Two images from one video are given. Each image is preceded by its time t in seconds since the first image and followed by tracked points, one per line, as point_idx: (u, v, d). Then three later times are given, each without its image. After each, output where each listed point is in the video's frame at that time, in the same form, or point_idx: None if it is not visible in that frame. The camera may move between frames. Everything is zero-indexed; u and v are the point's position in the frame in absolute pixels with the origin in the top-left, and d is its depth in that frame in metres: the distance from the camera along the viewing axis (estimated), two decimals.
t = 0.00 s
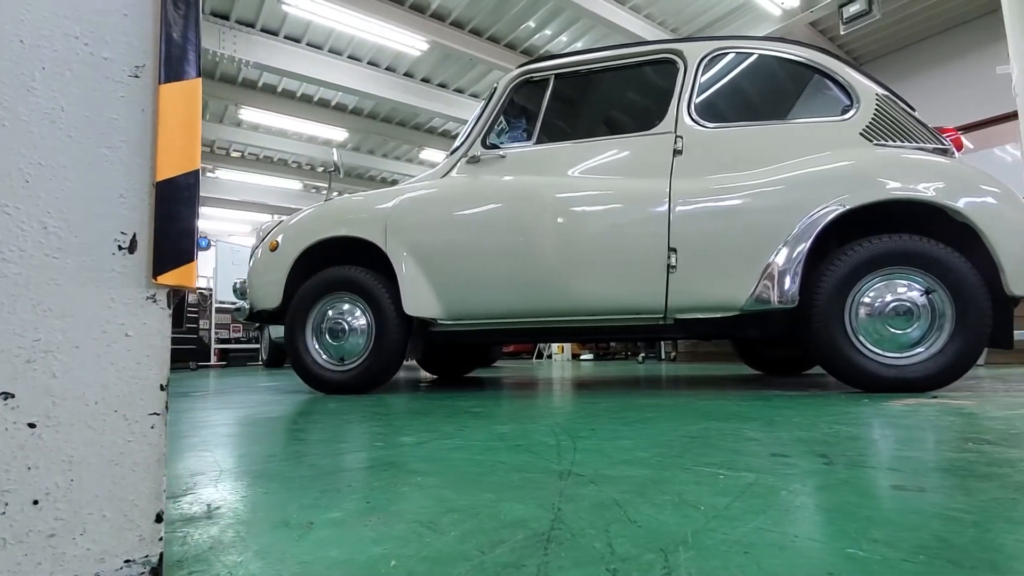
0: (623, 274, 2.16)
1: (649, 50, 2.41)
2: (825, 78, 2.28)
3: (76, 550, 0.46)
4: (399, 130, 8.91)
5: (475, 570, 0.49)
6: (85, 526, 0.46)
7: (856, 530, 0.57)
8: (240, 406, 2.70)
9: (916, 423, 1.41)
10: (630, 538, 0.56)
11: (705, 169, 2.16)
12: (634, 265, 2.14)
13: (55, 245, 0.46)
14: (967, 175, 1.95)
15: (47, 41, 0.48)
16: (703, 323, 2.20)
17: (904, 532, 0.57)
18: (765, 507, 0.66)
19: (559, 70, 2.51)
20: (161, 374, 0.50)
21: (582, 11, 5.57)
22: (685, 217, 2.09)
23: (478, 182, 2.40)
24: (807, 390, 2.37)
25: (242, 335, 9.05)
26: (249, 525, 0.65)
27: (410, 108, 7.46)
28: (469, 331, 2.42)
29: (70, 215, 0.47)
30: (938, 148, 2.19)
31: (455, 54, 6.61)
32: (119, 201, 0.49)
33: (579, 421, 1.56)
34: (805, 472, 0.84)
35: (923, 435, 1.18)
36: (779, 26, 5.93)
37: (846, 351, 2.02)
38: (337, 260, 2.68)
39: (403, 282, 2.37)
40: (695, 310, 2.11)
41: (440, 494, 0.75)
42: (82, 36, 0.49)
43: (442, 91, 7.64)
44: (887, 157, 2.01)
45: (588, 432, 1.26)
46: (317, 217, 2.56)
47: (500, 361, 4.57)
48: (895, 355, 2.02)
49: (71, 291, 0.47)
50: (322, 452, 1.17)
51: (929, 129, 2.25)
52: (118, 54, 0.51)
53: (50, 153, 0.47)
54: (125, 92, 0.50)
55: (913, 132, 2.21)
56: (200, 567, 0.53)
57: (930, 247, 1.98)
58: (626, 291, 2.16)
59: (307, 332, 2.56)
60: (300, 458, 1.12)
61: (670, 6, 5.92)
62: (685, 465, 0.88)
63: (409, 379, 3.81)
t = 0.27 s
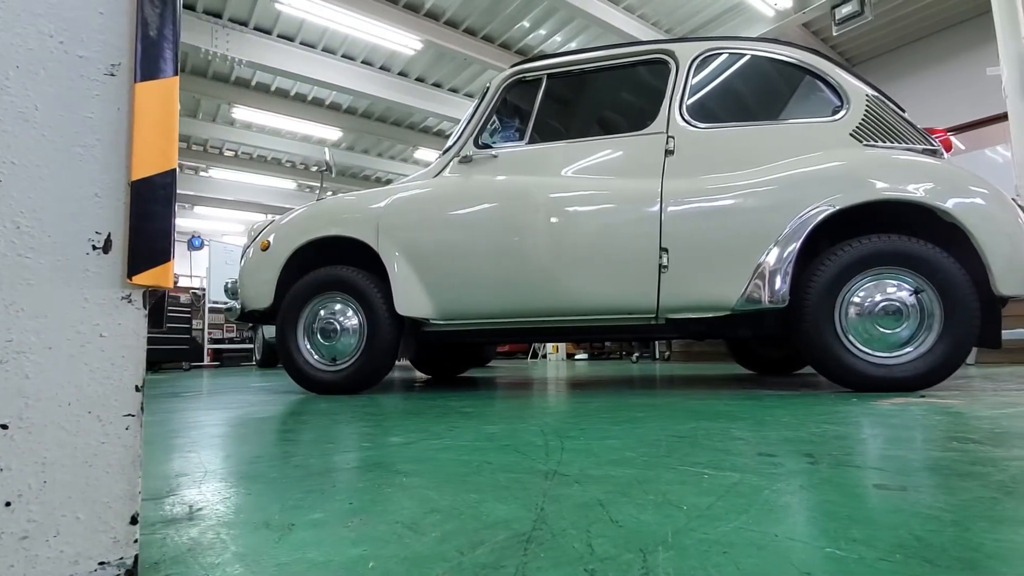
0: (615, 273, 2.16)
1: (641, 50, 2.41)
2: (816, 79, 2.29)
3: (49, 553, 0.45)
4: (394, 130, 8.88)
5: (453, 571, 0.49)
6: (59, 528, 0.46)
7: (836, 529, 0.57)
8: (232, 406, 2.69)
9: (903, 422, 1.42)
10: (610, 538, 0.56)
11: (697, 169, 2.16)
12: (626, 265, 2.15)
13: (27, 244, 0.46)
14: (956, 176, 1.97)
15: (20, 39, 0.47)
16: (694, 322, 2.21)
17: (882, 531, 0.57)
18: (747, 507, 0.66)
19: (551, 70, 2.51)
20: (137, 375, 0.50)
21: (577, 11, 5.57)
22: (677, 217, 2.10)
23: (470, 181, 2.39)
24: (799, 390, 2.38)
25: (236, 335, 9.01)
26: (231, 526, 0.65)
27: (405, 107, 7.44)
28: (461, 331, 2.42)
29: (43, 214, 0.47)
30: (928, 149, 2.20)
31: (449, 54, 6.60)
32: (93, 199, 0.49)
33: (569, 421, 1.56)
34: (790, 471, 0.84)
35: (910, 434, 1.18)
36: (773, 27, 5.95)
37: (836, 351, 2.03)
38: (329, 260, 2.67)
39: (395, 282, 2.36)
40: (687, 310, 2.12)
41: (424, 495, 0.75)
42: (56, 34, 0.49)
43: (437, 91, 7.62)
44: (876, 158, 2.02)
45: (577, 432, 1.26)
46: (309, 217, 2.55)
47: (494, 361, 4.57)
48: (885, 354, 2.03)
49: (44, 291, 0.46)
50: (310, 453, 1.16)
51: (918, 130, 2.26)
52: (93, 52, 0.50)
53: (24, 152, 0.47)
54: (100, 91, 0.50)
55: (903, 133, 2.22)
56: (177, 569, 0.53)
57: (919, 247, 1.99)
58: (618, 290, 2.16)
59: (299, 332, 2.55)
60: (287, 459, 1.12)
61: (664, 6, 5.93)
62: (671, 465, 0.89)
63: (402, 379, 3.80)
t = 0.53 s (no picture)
0: (608, 274, 2.16)
1: (634, 51, 2.41)
2: (809, 80, 2.29)
3: (24, 554, 0.45)
4: (390, 129, 8.88)
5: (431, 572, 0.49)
6: (33, 530, 0.46)
7: (817, 529, 0.57)
8: (224, 407, 2.69)
9: (892, 422, 1.42)
10: (592, 538, 0.56)
11: (690, 169, 2.17)
12: (618, 265, 2.15)
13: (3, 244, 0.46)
14: (947, 177, 1.98)
15: None
16: (687, 322, 2.21)
17: (863, 531, 0.57)
18: (730, 506, 0.66)
19: (544, 70, 2.51)
20: (113, 376, 0.49)
21: (571, 11, 5.57)
22: (669, 218, 2.10)
23: (464, 181, 2.39)
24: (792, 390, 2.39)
25: (230, 335, 8.99)
26: (212, 527, 0.65)
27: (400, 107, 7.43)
28: (455, 331, 2.42)
29: (17, 214, 0.47)
30: (919, 150, 2.21)
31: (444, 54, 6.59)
32: (70, 199, 0.49)
33: (561, 421, 1.56)
34: (775, 471, 0.85)
35: (897, 434, 1.19)
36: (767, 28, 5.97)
37: (827, 351, 2.04)
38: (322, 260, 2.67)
39: (388, 282, 2.36)
40: (681, 310, 2.12)
41: (409, 496, 0.74)
42: (32, 34, 0.48)
43: (433, 91, 7.62)
44: (867, 158, 2.03)
45: (567, 432, 1.26)
46: (302, 216, 2.54)
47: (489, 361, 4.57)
48: (876, 354, 2.04)
49: (18, 290, 0.46)
50: (298, 454, 1.16)
51: (909, 131, 2.27)
52: (69, 50, 0.50)
53: None
54: (77, 89, 0.50)
55: (894, 135, 2.23)
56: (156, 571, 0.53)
57: (910, 247, 2.00)
58: (611, 291, 2.16)
59: (291, 332, 2.54)
60: (274, 460, 1.11)
61: (659, 6, 5.94)
62: (658, 465, 0.89)
63: (397, 379, 3.80)
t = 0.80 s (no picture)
0: (602, 274, 2.16)
1: (629, 51, 2.41)
2: (803, 81, 2.30)
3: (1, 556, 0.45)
4: (387, 130, 8.87)
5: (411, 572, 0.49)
6: (9, 532, 0.46)
7: (799, 529, 0.57)
8: (219, 407, 2.68)
9: (882, 422, 1.43)
10: (574, 539, 0.56)
11: (684, 170, 2.17)
12: (612, 265, 2.15)
13: None
14: (940, 178, 1.98)
15: None
16: (681, 323, 2.21)
17: (845, 531, 0.57)
18: (713, 506, 0.66)
19: (539, 71, 2.51)
20: (91, 378, 0.50)
21: (568, 11, 5.58)
22: (663, 218, 2.10)
23: (458, 182, 2.39)
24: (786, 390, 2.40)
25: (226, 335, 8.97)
26: (195, 528, 0.65)
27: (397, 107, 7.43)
28: (449, 331, 2.42)
29: None
30: (912, 151, 2.22)
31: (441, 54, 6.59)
32: (47, 199, 0.49)
33: (553, 421, 1.56)
34: (762, 471, 0.85)
35: (886, 434, 1.19)
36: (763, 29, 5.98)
37: (820, 351, 2.04)
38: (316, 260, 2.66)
39: (382, 282, 2.36)
40: (675, 310, 2.12)
41: (395, 497, 0.74)
42: (12, 34, 0.49)
43: (429, 91, 7.61)
44: (860, 159, 2.03)
45: (557, 433, 1.26)
46: (296, 216, 2.54)
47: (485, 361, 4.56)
48: (868, 355, 2.05)
49: None
50: (287, 455, 1.16)
51: (902, 132, 2.28)
52: (48, 50, 0.50)
53: None
54: (56, 89, 0.50)
55: (887, 135, 2.24)
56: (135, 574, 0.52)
57: (902, 248, 2.00)
58: (605, 291, 2.17)
59: (285, 333, 2.54)
60: (263, 461, 1.11)
61: (655, 7, 5.95)
62: (645, 465, 0.89)
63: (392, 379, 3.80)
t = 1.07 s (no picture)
0: (598, 274, 2.16)
1: (626, 52, 2.41)
2: (800, 82, 2.30)
3: None
4: (386, 130, 8.88)
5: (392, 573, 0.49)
6: None
7: (783, 530, 0.57)
8: (215, 407, 2.68)
9: (876, 423, 1.43)
10: (557, 539, 0.56)
11: (680, 170, 2.17)
12: (608, 265, 2.15)
13: None
14: (936, 179, 1.99)
15: None
16: (678, 324, 2.21)
17: (830, 531, 0.57)
18: (700, 507, 0.66)
19: (536, 71, 2.51)
20: (72, 377, 0.50)
21: (566, 12, 5.58)
22: (659, 219, 2.11)
23: (454, 182, 2.39)
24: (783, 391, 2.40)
25: (225, 336, 8.97)
26: (180, 529, 0.65)
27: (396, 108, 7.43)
28: (445, 332, 2.42)
29: None
30: (908, 152, 2.22)
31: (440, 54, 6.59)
32: (30, 199, 0.50)
33: (546, 422, 1.56)
34: (752, 472, 0.85)
35: (878, 434, 1.19)
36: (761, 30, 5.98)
37: (816, 352, 2.04)
38: (313, 260, 2.66)
39: (378, 283, 2.36)
40: (671, 311, 2.12)
41: (383, 498, 0.74)
42: None
43: (428, 91, 7.62)
44: (856, 160, 2.03)
45: (550, 434, 1.27)
46: (293, 217, 2.53)
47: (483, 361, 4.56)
48: (864, 355, 2.05)
49: None
50: (280, 455, 1.16)
51: (898, 133, 2.29)
52: (32, 52, 0.51)
53: None
54: (39, 90, 0.51)
55: (883, 136, 2.24)
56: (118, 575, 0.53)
57: (898, 249, 2.00)
58: (601, 291, 2.17)
59: (282, 333, 2.54)
60: (255, 462, 1.11)
61: (654, 8, 5.95)
62: (636, 466, 0.89)
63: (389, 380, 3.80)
